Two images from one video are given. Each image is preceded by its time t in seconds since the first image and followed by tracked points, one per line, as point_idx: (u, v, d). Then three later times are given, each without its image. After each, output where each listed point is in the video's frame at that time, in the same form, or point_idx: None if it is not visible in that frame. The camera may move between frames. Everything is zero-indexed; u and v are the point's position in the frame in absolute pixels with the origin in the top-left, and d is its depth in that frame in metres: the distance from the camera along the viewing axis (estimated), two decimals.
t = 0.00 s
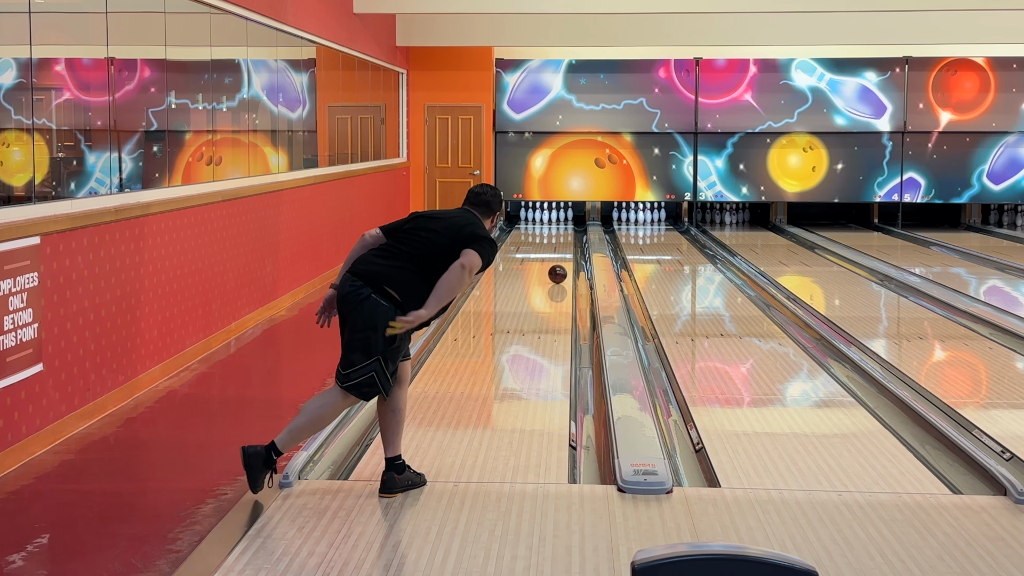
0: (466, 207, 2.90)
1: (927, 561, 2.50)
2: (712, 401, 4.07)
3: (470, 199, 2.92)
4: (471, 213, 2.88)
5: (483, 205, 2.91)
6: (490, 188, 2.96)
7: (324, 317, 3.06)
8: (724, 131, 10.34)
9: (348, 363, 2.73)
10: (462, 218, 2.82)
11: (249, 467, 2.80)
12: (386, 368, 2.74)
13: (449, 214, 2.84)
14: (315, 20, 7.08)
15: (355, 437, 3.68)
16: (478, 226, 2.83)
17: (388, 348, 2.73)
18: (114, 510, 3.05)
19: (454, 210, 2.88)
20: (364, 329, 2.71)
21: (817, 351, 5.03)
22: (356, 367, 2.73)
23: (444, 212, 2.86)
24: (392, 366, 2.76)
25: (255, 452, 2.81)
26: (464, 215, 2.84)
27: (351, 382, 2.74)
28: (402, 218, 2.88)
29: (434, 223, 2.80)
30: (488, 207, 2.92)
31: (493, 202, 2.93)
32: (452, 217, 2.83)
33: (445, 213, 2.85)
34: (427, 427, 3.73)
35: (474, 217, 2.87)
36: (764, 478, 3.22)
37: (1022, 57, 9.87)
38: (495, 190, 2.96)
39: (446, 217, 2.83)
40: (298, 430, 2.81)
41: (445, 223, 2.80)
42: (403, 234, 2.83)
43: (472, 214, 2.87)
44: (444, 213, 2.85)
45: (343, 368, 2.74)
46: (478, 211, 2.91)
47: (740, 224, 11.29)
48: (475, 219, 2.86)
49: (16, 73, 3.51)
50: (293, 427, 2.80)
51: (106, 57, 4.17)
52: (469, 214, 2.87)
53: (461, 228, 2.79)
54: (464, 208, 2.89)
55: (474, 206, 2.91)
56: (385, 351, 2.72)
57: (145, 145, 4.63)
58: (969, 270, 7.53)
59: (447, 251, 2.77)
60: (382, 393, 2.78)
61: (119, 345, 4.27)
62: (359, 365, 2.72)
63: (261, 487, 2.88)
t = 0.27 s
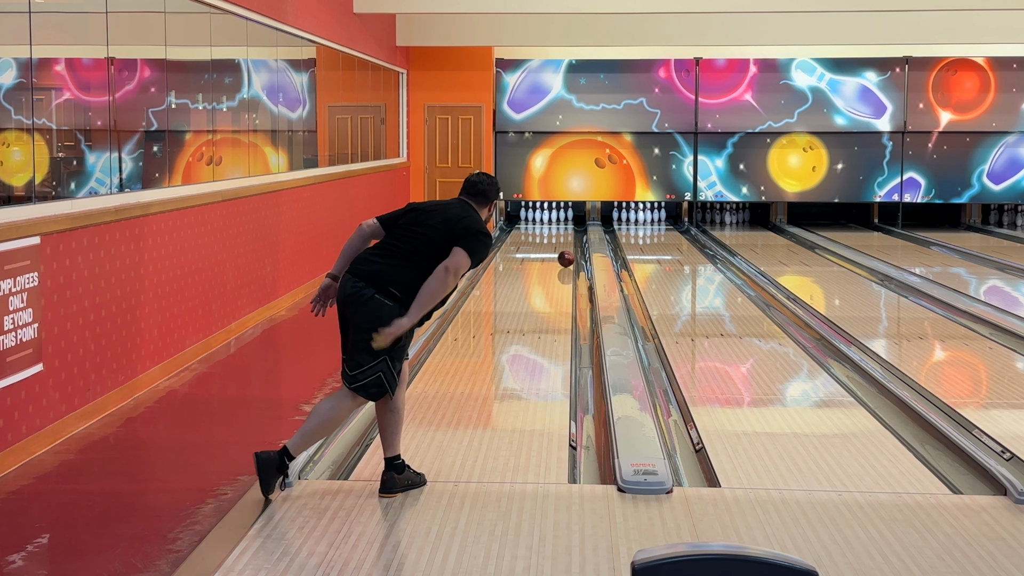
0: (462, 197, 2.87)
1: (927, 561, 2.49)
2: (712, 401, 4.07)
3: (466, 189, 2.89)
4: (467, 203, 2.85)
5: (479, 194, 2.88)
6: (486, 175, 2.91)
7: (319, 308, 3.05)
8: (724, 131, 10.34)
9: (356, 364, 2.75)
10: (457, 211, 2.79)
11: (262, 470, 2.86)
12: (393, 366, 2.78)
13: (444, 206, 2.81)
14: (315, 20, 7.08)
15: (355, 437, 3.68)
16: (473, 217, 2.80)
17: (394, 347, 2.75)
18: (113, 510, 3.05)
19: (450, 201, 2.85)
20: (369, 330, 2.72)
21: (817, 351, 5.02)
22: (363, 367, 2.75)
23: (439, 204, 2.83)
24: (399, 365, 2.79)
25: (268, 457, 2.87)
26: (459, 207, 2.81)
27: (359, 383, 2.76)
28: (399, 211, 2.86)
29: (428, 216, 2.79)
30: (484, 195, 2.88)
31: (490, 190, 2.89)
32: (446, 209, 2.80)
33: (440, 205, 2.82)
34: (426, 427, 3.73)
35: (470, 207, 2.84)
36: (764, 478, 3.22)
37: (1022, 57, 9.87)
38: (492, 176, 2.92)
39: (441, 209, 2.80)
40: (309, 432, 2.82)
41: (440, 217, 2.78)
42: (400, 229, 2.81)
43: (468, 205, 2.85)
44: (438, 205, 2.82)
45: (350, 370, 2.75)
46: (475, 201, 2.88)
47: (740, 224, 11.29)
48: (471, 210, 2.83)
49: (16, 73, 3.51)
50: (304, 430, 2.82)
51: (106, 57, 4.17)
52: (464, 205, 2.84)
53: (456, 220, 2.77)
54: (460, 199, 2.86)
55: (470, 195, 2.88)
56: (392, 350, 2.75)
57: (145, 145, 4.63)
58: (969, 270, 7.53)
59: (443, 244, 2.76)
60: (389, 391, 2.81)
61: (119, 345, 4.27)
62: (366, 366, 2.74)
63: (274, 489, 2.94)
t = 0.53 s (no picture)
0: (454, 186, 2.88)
1: (927, 561, 2.49)
2: (712, 401, 4.07)
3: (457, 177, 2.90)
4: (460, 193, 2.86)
5: (471, 182, 2.89)
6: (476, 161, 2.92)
7: (328, 311, 3.04)
8: (724, 131, 10.34)
9: (361, 364, 2.72)
10: (451, 203, 2.81)
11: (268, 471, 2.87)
12: (397, 365, 2.77)
13: (438, 199, 2.83)
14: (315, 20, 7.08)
15: (355, 437, 3.68)
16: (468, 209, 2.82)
17: (399, 346, 2.75)
18: (113, 509, 3.05)
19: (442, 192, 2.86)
20: (374, 330, 2.72)
21: (817, 351, 5.02)
22: (368, 368, 2.72)
23: (432, 196, 2.84)
24: (404, 364, 2.78)
25: (275, 458, 2.87)
26: (452, 199, 2.83)
27: (365, 383, 2.73)
28: (391, 205, 2.85)
29: (422, 211, 2.79)
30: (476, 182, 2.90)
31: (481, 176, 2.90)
32: (441, 202, 2.81)
33: (433, 197, 2.83)
34: (427, 427, 3.73)
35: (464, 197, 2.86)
36: (764, 478, 3.22)
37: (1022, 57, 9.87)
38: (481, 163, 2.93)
39: (435, 203, 2.81)
40: (317, 432, 2.81)
41: (435, 211, 2.79)
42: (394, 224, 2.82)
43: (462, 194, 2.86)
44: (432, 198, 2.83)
45: (355, 370, 2.72)
46: (467, 189, 2.89)
47: (740, 224, 11.29)
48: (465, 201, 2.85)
49: (16, 73, 3.51)
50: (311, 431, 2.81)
51: (106, 57, 4.17)
52: (458, 195, 2.85)
53: (450, 214, 2.79)
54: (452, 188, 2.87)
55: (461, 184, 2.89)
56: (396, 349, 2.74)
57: (145, 145, 4.63)
58: (969, 270, 7.53)
59: (442, 239, 2.79)
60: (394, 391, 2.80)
61: (119, 345, 4.27)
62: (372, 366, 2.72)
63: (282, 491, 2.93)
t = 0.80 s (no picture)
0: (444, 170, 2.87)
1: (927, 561, 2.49)
2: (712, 401, 4.07)
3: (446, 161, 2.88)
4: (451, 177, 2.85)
5: (461, 163, 2.87)
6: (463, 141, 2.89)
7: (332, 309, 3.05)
8: (724, 131, 10.34)
9: (366, 359, 2.72)
10: (445, 190, 2.80)
11: (275, 471, 2.80)
12: (403, 360, 2.77)
13: (430, 187, 2.81)
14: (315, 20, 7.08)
15: (355, 437, 3.68)
16: (462, 194, 2.81)
17: (404, 339, 2.76)
18: (113, 509, 3.05)
19: (433, 179, 2.85)
20: (380, 326, 2.72)
21: (817, 351, 5.02)
22: (374, 363, 2.72)
23: (425, 185, 2.82)
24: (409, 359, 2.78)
25: (283, 458, 2.80)
26: (445, 185, 2.82)
27: (370, 378, 2.73)
28: (383, 198, 2.84)
29: (417, 202, 2.79)
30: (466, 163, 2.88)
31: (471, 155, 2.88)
32: (434, 191, 2.80)
33: (425, 186, 2.82)
34: (426, 426, 3.73)
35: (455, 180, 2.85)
36: (764, 478, 3.22)
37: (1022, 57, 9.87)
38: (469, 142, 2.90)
39: (428, 191, 2.80)
40: (324, 429, 2.78)
41: (430, 200, 2.79)
42: (389, 217, 2.81)
43: (453, 178, 2.85)
44: (424, 186, 2.82)
45: (360, 365, 2.72)
46: (458, 172, 2.87)
47: (740, 224, 11.29)
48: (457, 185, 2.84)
49: (16, 73, 3.51)
50: (318, 428, 2.78)
51: (106, 57, 4.17)
52: (450, 181, 2.84)
53: (444, 200, 2.79)
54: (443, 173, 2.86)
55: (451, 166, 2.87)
56: (402, 344, 2.75)
57: (145, 145, 4.63)
58: (969, 270, 7.53)
59: (441, 228, 2.78)
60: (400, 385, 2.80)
61: (119, 345, 4.27)
62: (378, 361, 2.72)
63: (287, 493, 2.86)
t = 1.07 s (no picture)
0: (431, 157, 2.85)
1: (927, 561, 2.49)
2: (712, 401, 4.07)
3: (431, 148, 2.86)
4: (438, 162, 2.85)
5: (445, 148, 2.86)
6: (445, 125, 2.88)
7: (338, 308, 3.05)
8: (724, 131, 10.34)
9: (383, 356, 2.73)
10: (435, 178, 2.80)
11: (310, 474, 2.73)
12: (419, 353, 2.79)
13: (421, 176, 2.81)
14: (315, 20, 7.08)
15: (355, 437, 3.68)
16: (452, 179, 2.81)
17: (417, 333, 2.78)
18: (113, 509, 3.05)
19: (421, 167, 2.84)
20: (394, 322, 2.73)
21: (817, 351, 5.02)
22: (392, 358, 2.74)
23: (414, 175, 2.81)
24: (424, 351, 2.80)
25: (317, 460, 2.74)
26: (434, 172, 2.81)
27: (389, 374, 2.74)
28: (377, 194, 2.82)
29: (412, 195, 2.78)
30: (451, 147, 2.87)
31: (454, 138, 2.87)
32: (426, 180, 2.80)
33: (414, 176, 2.81)
34: (426, 426, 3.73)
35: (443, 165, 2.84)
36: (764, 478, 3.22)
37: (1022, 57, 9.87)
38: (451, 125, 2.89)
39: (420, 182, 2.79)
40: (355, 427, 2.75)
41: (424, 190, 2.78)
42: (384, 212, 2.80)
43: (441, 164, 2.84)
44: (415, 176, 2.81)
45: (378, 362, 2.73)
46: (444, 157, 2.86)
47: (740, 224, 11.29)
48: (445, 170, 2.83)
49: (16, 73, 3.51)
50: (348, 426, 2.75)
51: (106, 57, 4.17)
52: (439, 167, 2.83)
53: (437, 187, 2.79)
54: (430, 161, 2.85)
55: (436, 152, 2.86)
56: (417, 338, 2.77)
57: (145, 145, 4.63)
58: (969, 270, 7.53)
59: (440, 218, 2.78)
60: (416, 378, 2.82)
61: (119, 345, 4.27)
62: (395, 356, 2.74)
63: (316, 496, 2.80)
